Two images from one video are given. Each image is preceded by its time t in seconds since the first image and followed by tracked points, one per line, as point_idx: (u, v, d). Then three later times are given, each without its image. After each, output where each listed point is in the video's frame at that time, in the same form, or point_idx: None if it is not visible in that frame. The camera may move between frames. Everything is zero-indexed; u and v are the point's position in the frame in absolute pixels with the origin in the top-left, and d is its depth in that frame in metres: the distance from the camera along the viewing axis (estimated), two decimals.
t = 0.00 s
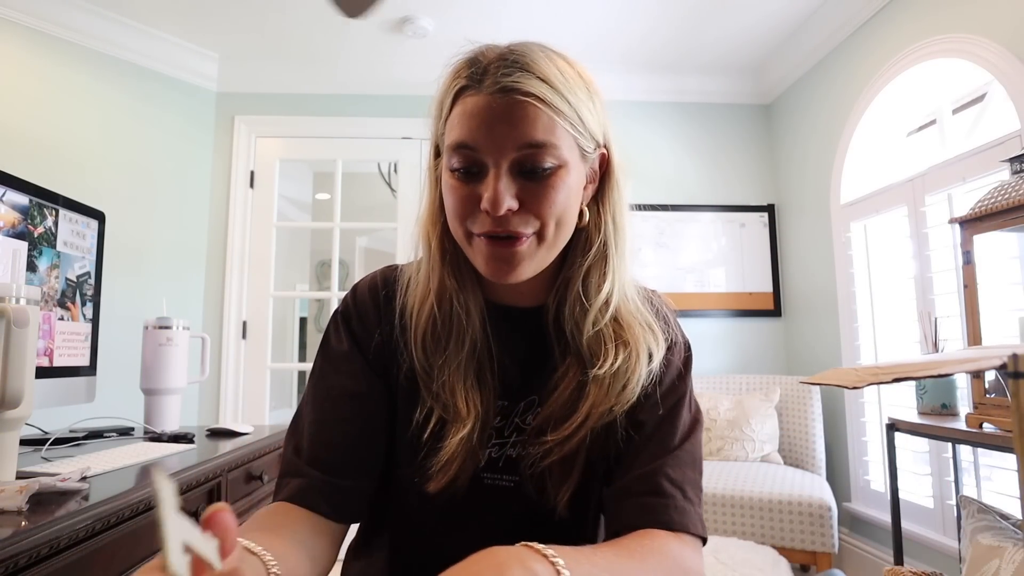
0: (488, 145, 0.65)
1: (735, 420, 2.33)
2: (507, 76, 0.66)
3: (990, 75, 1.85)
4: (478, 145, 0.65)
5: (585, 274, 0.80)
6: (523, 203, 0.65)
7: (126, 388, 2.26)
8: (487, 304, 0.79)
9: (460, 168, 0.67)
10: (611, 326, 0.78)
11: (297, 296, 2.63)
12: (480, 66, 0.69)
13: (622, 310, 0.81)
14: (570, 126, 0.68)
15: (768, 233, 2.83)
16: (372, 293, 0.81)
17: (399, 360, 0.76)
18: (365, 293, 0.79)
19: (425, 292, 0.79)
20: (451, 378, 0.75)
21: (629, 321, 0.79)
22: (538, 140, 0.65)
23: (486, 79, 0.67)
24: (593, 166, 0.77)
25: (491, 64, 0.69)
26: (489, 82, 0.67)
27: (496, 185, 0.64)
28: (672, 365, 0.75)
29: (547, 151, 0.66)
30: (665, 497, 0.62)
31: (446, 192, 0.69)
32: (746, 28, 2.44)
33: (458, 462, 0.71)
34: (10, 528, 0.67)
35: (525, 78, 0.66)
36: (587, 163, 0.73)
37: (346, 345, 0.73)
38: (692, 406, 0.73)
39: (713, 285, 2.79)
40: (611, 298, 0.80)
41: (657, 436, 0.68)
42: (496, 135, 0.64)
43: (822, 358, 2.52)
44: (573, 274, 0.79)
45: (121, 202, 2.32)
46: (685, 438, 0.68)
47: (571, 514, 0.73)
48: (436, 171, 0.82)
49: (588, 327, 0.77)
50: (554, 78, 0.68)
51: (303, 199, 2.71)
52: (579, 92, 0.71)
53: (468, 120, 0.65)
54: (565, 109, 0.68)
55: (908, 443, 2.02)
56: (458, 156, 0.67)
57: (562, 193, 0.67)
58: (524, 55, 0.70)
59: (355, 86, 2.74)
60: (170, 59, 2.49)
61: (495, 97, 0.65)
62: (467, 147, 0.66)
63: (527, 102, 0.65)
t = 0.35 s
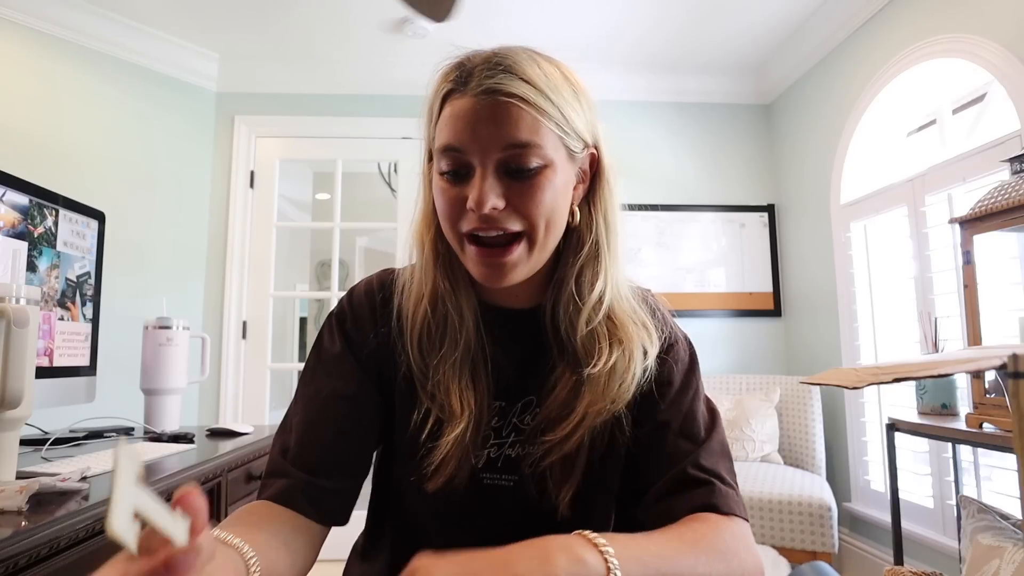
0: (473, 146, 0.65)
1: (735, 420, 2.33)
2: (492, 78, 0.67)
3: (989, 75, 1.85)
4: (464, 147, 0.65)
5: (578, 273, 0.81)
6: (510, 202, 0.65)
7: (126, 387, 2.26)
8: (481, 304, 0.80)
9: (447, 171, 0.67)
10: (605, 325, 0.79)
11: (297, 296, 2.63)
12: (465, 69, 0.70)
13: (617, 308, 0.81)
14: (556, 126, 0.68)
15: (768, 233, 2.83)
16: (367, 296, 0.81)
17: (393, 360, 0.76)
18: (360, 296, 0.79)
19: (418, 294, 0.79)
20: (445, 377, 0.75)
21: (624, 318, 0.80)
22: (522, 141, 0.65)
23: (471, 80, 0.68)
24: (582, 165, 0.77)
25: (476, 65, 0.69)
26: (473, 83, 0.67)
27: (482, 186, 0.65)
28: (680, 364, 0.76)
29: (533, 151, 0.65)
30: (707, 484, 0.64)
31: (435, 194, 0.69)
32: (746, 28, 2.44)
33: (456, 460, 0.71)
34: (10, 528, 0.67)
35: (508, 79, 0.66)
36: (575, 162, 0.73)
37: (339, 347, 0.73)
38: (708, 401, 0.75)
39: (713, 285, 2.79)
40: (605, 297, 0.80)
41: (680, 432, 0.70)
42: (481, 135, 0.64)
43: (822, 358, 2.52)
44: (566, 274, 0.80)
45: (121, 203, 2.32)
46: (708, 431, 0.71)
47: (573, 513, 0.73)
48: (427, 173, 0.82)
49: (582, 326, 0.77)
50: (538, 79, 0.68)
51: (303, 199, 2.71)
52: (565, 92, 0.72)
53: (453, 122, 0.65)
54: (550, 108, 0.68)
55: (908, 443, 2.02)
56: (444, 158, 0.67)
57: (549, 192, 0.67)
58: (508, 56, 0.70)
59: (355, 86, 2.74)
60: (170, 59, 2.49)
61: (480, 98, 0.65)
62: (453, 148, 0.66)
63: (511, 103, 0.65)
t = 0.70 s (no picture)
0: (440, 150, 0.65)
1: (735, 420, 2.33)
2: (460, 80, 0.67)
3: (989, 75, 1.85)
4: (431, 150, 0.65)
5: (546, 274, 0.80)
6: (478, 207, 0.65)
7: (126, 388, 2.26)
8: (452, 308, 0.81)
9: (416, 174, 0.68)
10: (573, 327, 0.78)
11: (297, 296, 2.63)
12: (433, 70, 0.70)
13: (585, 309, 0.80)
14: (526, 128, 0.68)
15: (768, 233, 2.83)
16: (345, 306, 0.86)
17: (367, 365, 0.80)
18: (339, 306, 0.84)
19: (389, 301, 0.82)
20: (415, 381, 0.77)
21: (593, 318, 0.79)
22: (490, 145, 0.65)
23: (438, 82, 0.68)
24: (553, 166, 0.77)
25: (444, 67, 0.69)
26: (442, 85, 0.67)
27: (450, 191, 0.65)
28: (643, 376, 0.74)
29: (501, 155, 0.65)
30: (632, 503, 0.65)
31: (404, 196, 0.70)
32: (746, 29, 2.44)
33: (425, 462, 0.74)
34: (11, 528, 0.67)
35: (476, 81, 0.66)
36: (546, 164, 0.72)
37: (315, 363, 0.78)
38: (677, 407, 0.73)
39: (714, 285, 2.79)
40: (573, 296, 0.79)
41: (628, 450, 0.70)
42: (448, 140, 0.65)
43: (822, 358, 2.52)
44: (535, 275, 0.79)
45: (122, 203, 2.32)
46: (665, 446, 0.69)
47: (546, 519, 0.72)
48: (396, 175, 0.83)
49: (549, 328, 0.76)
50: (507, 81, 0.68)
51: (303, 199, 2.71)
52: (535, 93, 0.71)
53: (421, 126, 0.65)
54: (519, 110, 0.67)
55: (908, 443, 2.02)
56: (413, 162, 0.67)
57: (518, 196, 0.67)
58: (477, 58, 0.70)
59: (355, 86, 2.74)
60: (171, 59, 2.49)
61: (447, 101, 0.65)
62: (421, 153, 0.66)
63: (478, 107, 0.65)
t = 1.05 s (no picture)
0: (417, 157, 0.65)
1: (735, 420, 2.33)
2: (437, 89, 0.66)
3: (989, 75, 1.85)
4: (407, 157, 0.65)
5: (520, 274, 0.80)
6: (455, 213, 0.66)
7: (126, 388, 2.26)
8: (428, 308, 0.81)
9: (392, 179, 0.67)
10: (547, 325, 0.78)
11: (297, 296, 2.63)
12: (411, 78, 0.69)
13: (560, 306, 0.80)
14: (502, 136, 0.68)
15: (768, 233, 2.83)
16: (322, 311, 0.86)
17: (348, 366, 0.80)
18: (316, 311, 0.85)
19: (365, 302, 0.82)
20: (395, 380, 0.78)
21: (565, 317, 0.79)
22: (467, 154, 0.65)
23: (415, 90, 0.67)
24: (527, 171, 0.77)
25: (421, 74, 0.69)
26: (418, 93, 0.66)
27: (427, 199, 0.65)
28: (626, 365, 0.74)
29: (478, 164, 0.65)
30: (638, 489, 0.63)
31: (380, 200, 0.70)
32: (746, 29, 2.44)
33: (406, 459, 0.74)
34: (11, 527, 0.67)
35: (454, 91, 0.66)
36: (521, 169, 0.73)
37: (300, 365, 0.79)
38: (659, 413, 0.72)
39: (713, 285, 2.79)
40: (546, 297, 0.79)
41: (619, 441, 0.68)
42: (425, 147, 0.64)
43: (822, 358, 2.52)
44: (508, 275, 0.79)
45: (122, 203, 2.32)
46: (652, 437, 0.68)
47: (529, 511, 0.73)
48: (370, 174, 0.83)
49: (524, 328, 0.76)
50: (483, 91, 0.68)
51: (303, 199, 2.71)
52: (510, 99, 0.71)
53: (398, 134, 0.65)
54: (495, 118, 0.67)
55: (908, 443, 2.02)
56: (389, 166, 0.67)
57: (494, 203, 0.67)
58: (453, 65, 0.69)
59: (355, 86, 2.74)
60: (171, 59, 2.49)
61: (424, 109, 0.64)
62: (397, 159, 0.66)
63: (456, 116, 0.64)
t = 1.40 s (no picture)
0: (397, 163, 0.64)
1: (735, 420, 2.33)
2: (417, 90, 0.66)
3: (989, 75, 1.85)
4: (386, 162, 0.64)
5: (505, 281, 0.80)
6: (438, 221, 0.66)
7: (126, 388, 2.26)
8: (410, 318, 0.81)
9: (371, 186, 0.67)
10: (533, 331, 0.78)
11: (297, 296, 2.63)
12: (388, 77, 0.69)
13: (546, 313, 0.80)
14: (485, 139, 0.68)
15: (769, 233, 2.83)
16: (300, 327, 0.85)
17: (331, 381, 0.80)
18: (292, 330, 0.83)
19: (344, 313, 0.82)
20: (377, 392, 0.78)
21: (550, 324, 0.80)
22: (450, 159, 0.65)
23: (393, 91, 0.67)
24: (513, 173, 0.77)
25: (399, 75, 0.69)
26: (397, 95, 0.66)
27: (409, 208, 0.64)
28: (618, 365, 0.74)
29: (462, 169, 0.65)
30: (629, 493, 0.64)
31: (359, 206, 0.69)
32: (746, 29, 2.44)
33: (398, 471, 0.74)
34: (10, 528, 0.67)
35: (435, 91, 0.66)
36: (505, 171, 0.73)
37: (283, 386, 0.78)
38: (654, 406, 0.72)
39: (713, 285, 2.79)
40: (531, 303, 0.79)
41: (614, 444, 0.68)
42: (406, 153, 0.64)
43: (822, 358, 2.52)
44: (492, 283, 0.80)
45: (122, 203, 2.32)
46: (645, 438, 0.69)
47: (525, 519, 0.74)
48: (347, 179, 0.83)
49: (508, 337, 0.77)
50: (464, 92, 0.68)
51: (303, 199, 2.71)
52: (493, 99, 0.72)
53: (377, 139, 0.64)
54: (476, 120, 0.67)
55: (908, 443, 2.02)
56: (368, 173, 0.66)
57: (479, 209, 0.67)
58: (432, 65, 0.69)
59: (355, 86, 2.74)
60: (171, 60, 2.49)
61: (403, 112, 0.64)
62: (376, 164, 0.65)
63: (438, 119, 0.64)
